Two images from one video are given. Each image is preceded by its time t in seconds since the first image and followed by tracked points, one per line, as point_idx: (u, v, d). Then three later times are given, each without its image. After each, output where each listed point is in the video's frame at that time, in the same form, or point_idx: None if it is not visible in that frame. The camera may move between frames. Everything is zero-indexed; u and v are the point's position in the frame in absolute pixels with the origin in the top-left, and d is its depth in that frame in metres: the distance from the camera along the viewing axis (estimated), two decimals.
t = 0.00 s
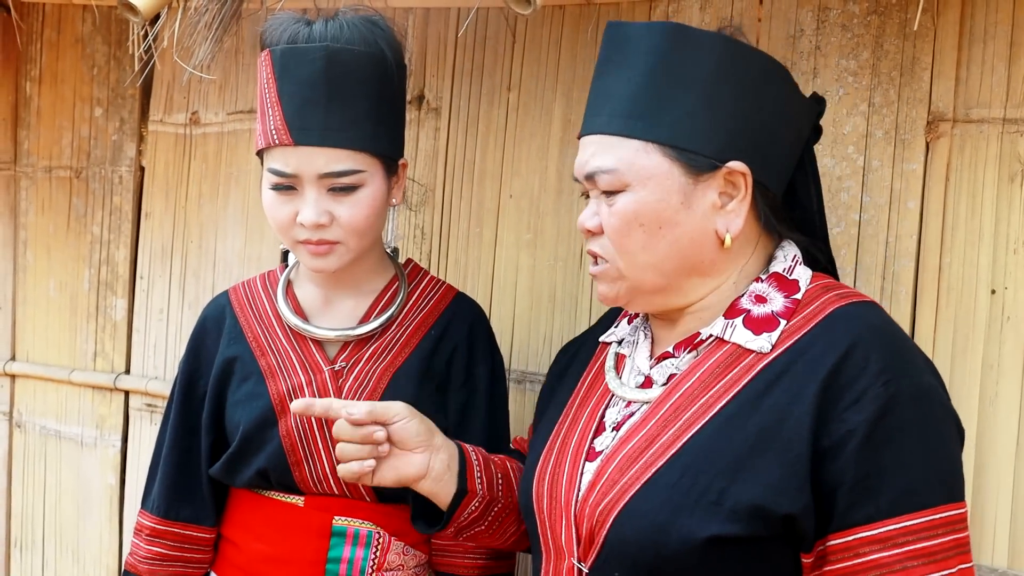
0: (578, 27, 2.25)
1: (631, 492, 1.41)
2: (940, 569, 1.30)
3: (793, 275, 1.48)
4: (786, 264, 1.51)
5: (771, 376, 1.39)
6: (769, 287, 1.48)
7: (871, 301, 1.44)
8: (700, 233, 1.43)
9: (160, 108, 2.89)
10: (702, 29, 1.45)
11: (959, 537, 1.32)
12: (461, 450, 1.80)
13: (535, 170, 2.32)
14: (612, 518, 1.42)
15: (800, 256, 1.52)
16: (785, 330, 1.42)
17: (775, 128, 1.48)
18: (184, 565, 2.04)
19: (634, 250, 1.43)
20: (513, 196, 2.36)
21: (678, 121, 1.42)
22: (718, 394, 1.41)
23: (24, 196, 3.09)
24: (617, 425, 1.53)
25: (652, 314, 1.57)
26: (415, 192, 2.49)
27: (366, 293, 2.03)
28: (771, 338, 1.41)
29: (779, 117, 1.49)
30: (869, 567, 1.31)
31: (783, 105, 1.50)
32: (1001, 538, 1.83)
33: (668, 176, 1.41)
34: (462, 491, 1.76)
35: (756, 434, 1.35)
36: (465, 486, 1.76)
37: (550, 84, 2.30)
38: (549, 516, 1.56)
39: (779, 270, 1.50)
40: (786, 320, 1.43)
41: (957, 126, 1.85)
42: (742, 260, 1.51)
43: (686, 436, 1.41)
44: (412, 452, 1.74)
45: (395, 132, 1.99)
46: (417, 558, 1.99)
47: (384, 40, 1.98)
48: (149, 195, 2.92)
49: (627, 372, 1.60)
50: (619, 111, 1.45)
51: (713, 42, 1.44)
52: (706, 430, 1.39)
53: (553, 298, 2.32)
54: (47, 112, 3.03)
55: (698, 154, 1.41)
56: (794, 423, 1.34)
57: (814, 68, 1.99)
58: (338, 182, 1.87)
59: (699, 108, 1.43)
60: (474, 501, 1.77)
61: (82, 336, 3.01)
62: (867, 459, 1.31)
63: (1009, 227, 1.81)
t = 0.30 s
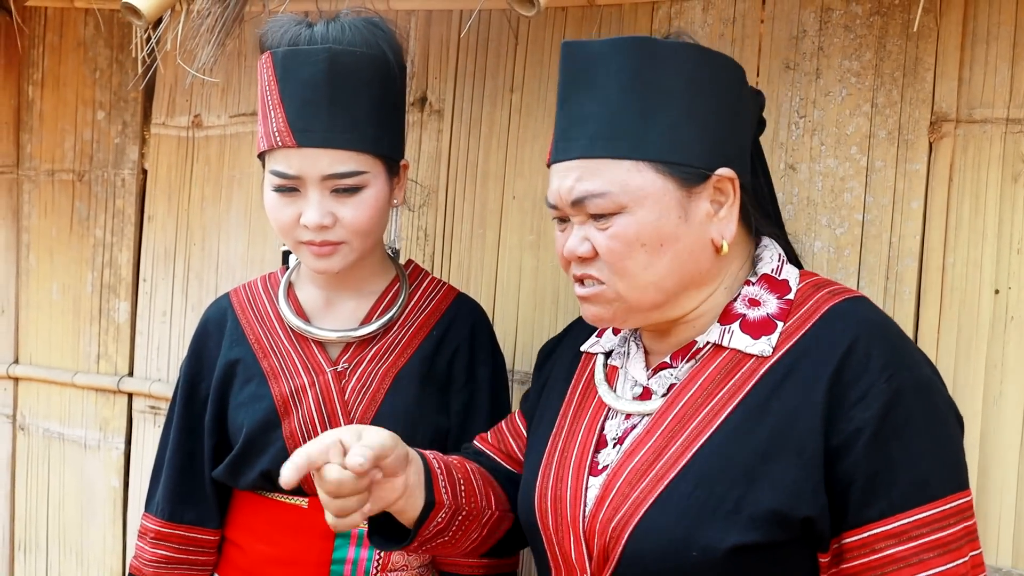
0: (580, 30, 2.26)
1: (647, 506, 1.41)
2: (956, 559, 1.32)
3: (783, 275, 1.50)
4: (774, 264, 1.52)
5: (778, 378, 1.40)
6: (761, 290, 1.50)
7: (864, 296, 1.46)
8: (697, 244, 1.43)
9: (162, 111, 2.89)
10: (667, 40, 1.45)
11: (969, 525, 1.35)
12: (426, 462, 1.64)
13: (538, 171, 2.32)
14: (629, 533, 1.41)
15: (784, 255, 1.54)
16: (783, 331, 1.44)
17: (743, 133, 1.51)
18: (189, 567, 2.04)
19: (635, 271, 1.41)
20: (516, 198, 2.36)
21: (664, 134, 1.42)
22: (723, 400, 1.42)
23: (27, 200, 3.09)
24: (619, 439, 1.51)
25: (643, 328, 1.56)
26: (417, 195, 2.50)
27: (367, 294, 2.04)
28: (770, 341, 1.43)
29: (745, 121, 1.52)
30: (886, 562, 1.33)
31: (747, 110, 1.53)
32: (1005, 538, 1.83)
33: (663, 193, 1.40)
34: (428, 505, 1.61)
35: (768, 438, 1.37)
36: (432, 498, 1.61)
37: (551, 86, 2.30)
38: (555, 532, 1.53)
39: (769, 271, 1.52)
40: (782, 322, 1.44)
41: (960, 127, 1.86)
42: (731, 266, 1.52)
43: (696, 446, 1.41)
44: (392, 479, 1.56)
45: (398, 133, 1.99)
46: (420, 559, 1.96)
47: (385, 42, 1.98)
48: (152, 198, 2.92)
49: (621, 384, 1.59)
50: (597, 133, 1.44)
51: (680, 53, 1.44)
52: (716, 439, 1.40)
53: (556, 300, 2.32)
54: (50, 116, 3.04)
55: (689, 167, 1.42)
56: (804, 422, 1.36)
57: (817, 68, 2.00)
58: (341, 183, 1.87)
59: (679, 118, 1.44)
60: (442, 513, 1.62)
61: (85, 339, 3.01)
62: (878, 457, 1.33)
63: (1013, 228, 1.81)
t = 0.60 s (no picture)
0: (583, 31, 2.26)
1: (657, 515, 1.41)
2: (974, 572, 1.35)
3: (795, 282, 1.51)
4: (786, 270, 1.53)
5: (792, 389, 1.40)
6: (773, 296, 1.50)
7: (876, 305, 1.47)
8: (709, 243, 1.44)
9: (165, 112, 2.90)
10: (695, 36, 1.45)
11: (985, 537, 1.37)
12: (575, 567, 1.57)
13: (541, 173, 2.33)
14: (638, 542, 1.42)
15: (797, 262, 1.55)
16: (797, 340, 1.44)
17: (765, 133, 1.52)
18: (191, 569, 2.05)
19: (645, 266, 1.42)
20: (519, 199, 2.37)
21: (683, 131, 1.43)
22: (737, 409, 1.42)
23: (29, 200, 3.10)
24: (626, 444, 1.52)
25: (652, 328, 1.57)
26: (419, 196, 2.50)
27: (369, 295, 2.04)
28: (784, 350, 1.43)
29: (767, 121, 1.52)
30: None
31: (769, 109, 1.53)
32: (1006, 541, 1.83)
33: (678, 189, 1.41)
34: None
35: (783, 447, 1.37)
36: None
37: (555, 87, 2.30)
38: (560, 540, 1.54)
39: (781, 277, 1.52)
40: (796, 329, 1.45)
41: (963, 130, 1.86)
42: (740, 269, 1.53)
43: (707, 456, 1.41)
44: None
45: (400, 134, 2.00)
46: (422, 558, 1.99)
47: (387, 43, 1.98)
48: (154, 199, 2.93)
49: (627, 387, 1.60)
50: (617, 124, 1.44)
51: (708, 50, 1.45)
52: (728, 449, 1.40)
53: (559, 302, 2.33)
54: (52, 116, 3.04)
55: (707, 164, 1.43)
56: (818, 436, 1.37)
57: (819, 71, 2.00)
58: (345, 184, 1.88)
59: (700, 115, 1.44)
60: None
61: (87, 339, 3.02)
62: (897, 470, 1.35)
63: (1015, 231, 1.82)
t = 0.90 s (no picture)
0: (584, 35, 2.27)
1: (641, 507, 1.43)
2: None
3: (816, 291, 1.49)
4: (809, 278, 1.52)
5: (788, 399, 1.40)
6: (791, 302, 1.49)
7: (895, 324, 1.44)
8: (738, 235, 1.45)
9: (166, 113, 2.90)
10: (749, 27, 1.45)
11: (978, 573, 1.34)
12: None
13: (542, 176, 2.33)
14: (618, 533, 1.44)
15: (825, 271, 1.53)
16: (805, 349, 1.43)
17: (816, 129, 1.51)
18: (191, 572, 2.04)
19: (672, 251, 1.44)
20: (519, 202, 2.37)
21: (721, 121, 1.43)
22: (733, 412, 1.43)
23: (30, 201, 3.10)
24: (629, 436, 1.55)
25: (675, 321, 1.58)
26: (420, 198, 2.51)
27: (369, 297, 2.04)
28: (789, 357, 1.43)
29: (817, 120, 1.51)
30: None
31: (820, 106, 1.51)
32: (1006, 545, 1.84)
33: (710, 175, 1.42)
34: None
35: (771, 455, 1.37)
36: None
37: (557, 90, 2.31)
38: (556, 525, 1.58)
39: (803, 285, 1.51)
40: (806, 339, 1.44)
41: (963, 134, 1.87)
42: (770, 267, 1.53)
43: (697, 455, 1.42)
44: None
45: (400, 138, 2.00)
46: (424, 560, 2.01)
47: (389, 46, 1.99)
48: (155, 200, 2.93)
49: (642, 379, 1.63)
50: (658, 107, 1.45)
51: (760, 42, 1.45)
52: (718, 450, 1.41)
53: (559, 304, 2.33)
54: (53, 117, 3.05)
55: (743, 154, 1.42)
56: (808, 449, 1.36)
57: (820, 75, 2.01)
58: (347, 187, 1.88)
59: (742, 106, 1.44)
60: None
61: (88, 340, 3.02)
62: (886, 491, 1.33)
63: (1014, 236, 1.82)
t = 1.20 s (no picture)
0: (582, 35, 2.27)
1: (622, 499, 1.45)
2: None
3: (822, 296, 1.47)
4: (818, 284, 1.50)
5: (775, 402, 1.39)
6: (793, 307, 1.48)
7: (899, 335, 1.41)
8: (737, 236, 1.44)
9: (164, 114, 2.90)
10: (751, 27, 1.45)
11: None
12: None
13: (540, 177, 2.33)
14: (599, 523, 1.46)
15: (836, 276, 1.51)
16: (800, 354, 1.42)
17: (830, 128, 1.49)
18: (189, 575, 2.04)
19: (671, 253, 1.45)
20: (517, 203, 2.37)
21: (721, 121, 1.43)
22: (722, 413, 1.43)
23: (27, 202, 3.09)
24: (628, 430, 1.56)
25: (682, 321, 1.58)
26: (418, 199, 2.51)
27: (367, 298, 2.04)
28: (783, 362, 1.42)
29: (831, 117, 1.49)
30: None
31: (834, 104, 1.49)
32: (1004, 547, 1.83)
33: (708, 175, 1.42)
34: None
35: (748, 459, 1.37)
36: None
37: (555, 91, 2.31)
38: (552, 514, 1.61)
39: (809, 290, 1.49)
40: (804, 344, 1.43)
41: (960, 134, 1.87)
42: (776, 267, 1.51)
43: (683, 452, 1.43)
44: None
45: (398, 140, 2.00)
46: (423, 561, 2.00)
47: (387, 46, 1.98)
48: (153, 201, 2.93)
49: (651, 378, 1.64)
50: (661, 108, 1.46)
51: (763, 42, 1.44)
52: (702, 448, 1.41)
53: (557, 305, 2.33)
54: (50, 118, 3.04)
55: (741, 156, 1.42)
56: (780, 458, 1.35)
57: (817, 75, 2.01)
58: (347, 187, 1.88)
59: (742, 107, 1.43)
60: None
61: (85, 341, 3.02)
62: (859, 501, 1.31)
63: (1012, 236, 1.82)
